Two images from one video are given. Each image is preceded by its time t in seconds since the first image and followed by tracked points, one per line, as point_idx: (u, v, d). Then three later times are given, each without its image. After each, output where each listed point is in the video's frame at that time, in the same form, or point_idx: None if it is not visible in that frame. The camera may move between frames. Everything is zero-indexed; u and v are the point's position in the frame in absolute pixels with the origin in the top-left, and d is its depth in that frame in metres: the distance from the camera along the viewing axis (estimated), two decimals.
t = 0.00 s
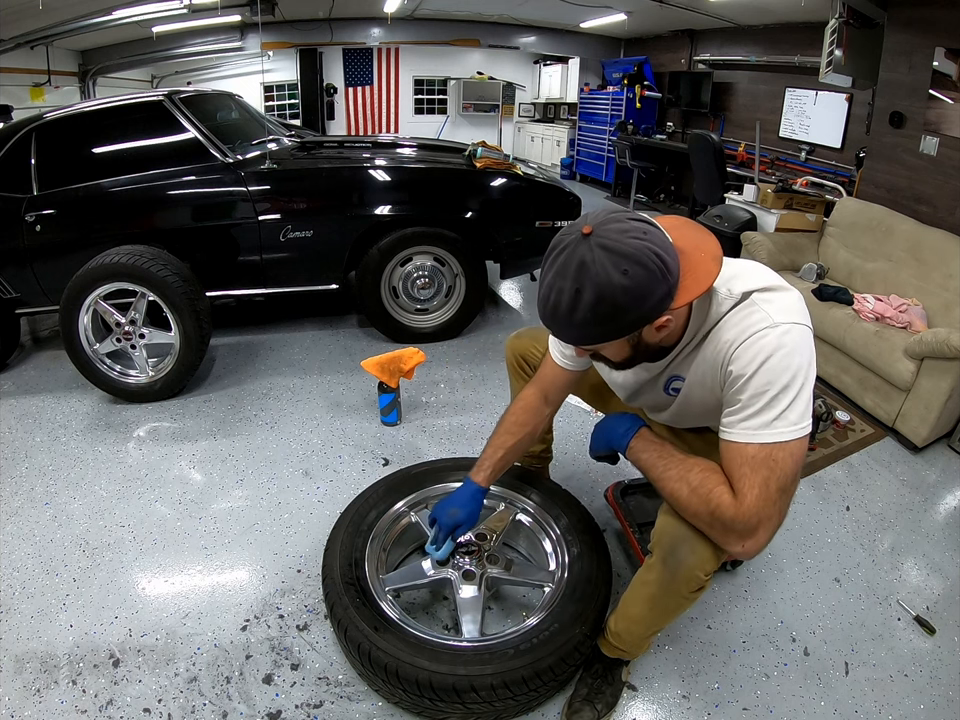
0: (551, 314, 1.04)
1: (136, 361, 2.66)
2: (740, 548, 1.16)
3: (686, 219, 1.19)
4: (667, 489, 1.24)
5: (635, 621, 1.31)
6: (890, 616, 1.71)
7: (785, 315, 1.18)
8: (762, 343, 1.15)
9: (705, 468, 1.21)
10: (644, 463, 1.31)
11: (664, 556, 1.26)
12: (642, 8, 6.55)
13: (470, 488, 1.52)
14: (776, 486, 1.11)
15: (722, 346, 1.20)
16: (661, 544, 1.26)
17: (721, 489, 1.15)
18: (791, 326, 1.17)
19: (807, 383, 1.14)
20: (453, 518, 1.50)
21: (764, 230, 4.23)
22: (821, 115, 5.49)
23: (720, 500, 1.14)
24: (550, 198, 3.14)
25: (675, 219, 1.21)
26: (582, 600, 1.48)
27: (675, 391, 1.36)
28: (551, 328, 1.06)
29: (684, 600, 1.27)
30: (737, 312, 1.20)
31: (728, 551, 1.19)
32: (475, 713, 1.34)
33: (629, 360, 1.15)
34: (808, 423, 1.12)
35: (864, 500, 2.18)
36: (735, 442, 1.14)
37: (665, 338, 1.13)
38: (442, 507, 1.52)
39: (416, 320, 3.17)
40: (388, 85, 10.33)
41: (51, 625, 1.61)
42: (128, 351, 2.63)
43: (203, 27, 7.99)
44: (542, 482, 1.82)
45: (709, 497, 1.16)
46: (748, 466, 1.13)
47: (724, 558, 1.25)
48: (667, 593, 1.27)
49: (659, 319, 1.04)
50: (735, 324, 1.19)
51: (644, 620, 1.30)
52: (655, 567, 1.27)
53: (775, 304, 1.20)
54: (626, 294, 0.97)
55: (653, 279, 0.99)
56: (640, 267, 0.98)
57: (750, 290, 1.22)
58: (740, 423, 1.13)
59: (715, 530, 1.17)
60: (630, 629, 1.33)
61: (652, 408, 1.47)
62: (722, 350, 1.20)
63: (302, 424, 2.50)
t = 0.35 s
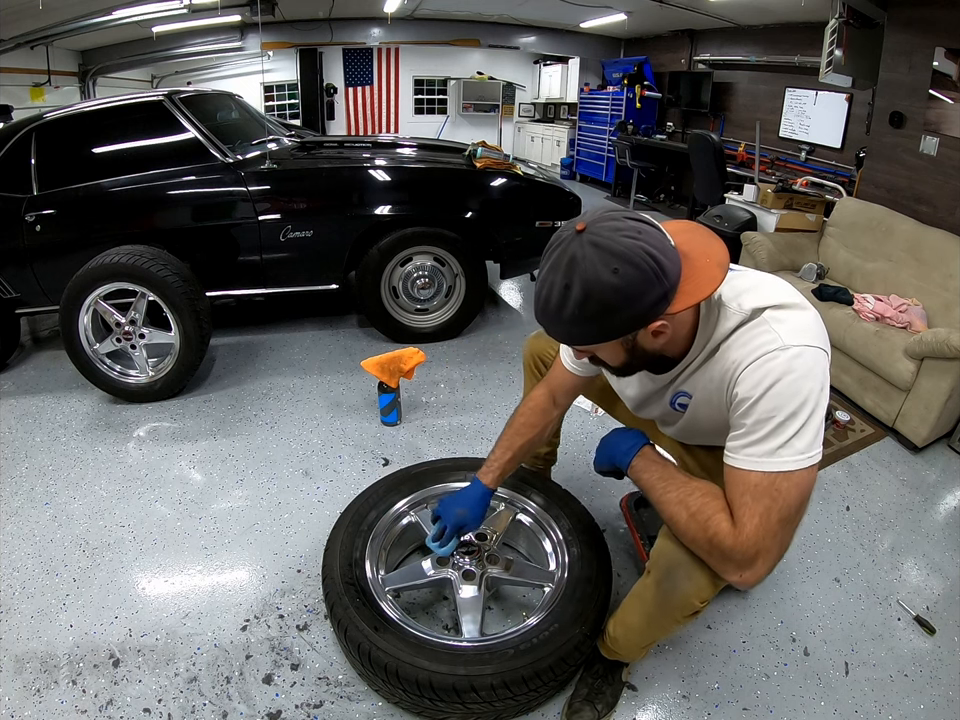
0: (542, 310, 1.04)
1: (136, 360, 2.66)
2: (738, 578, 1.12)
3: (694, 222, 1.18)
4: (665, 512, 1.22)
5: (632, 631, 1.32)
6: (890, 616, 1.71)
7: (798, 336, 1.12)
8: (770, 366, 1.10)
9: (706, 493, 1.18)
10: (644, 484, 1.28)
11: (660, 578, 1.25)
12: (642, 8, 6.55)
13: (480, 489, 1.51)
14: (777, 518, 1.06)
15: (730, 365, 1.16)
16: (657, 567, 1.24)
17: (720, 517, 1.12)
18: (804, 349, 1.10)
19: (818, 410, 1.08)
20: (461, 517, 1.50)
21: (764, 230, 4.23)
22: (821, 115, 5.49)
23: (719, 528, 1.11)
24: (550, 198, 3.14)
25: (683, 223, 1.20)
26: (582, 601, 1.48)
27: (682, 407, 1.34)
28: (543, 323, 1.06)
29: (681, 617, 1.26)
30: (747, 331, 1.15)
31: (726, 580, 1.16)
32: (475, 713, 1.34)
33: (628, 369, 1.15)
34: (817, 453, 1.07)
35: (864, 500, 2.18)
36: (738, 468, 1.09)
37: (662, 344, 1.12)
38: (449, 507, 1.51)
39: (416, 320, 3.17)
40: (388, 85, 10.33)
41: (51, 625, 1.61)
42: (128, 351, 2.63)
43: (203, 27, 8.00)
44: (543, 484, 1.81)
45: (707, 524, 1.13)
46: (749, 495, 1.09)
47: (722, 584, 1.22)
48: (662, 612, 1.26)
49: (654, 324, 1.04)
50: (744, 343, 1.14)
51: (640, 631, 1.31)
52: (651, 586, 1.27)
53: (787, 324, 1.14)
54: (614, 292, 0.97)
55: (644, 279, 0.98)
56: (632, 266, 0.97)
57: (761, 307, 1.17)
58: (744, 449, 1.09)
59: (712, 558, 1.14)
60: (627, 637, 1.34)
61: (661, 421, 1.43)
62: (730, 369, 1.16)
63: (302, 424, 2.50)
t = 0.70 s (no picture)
0: (525, 303, 1.05)
1: (136, 360, 2.66)
2: (716, 604, 1.11)
3: (696, 229, 1.16)
4: (646, 530, 1.22)
5: (622, 641, 1.34)
6: (890, 616, 1.71)
7: (792, 355, 1.09)
8: (759, 385, 1.07)
9: (688, 515, 1.17)
10: (628, 500, 1.28)
11: (638, 596, 1.27)
12: (642, 9, 6.55)
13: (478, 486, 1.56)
14: (756, 547, 1.04)
15: (721, 382, 1.14)
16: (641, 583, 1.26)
17: (699, 541, 1.11)
18: (797, 370, 1.07)
19: (809, 436, 1.04)
20: (457, 509, 1.54)
21: (764, 230, 4.23)
22: (821, 115, 5.49)
23: (696, 553, 1.10)
24: (550, 198, 3.14)
25: (686, 228, 1.18)
26: (582, 601, 1.47)
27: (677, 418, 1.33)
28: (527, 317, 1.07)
29: (666, 633, 1.27)
30: (741, 346, 1.13)
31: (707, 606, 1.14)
32: (475, 713, 1.34)
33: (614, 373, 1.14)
34: (806, 482, 1.03)
35: (864, 499, 2.18)
36: (721, 491, 1.07)
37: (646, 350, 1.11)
38: (450, 496, 1.57)
39: (416, 320, 3.17)
40: (388, 85, 10.33)
41: (51, 625, 1.60)
42: (128, 351, 2.63)
43: (203, 28, 8.00)
44: (543, 484, 1.81)
45: (686, 547, 1.12)
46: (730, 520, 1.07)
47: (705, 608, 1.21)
48: (642, 628, 1.28)
49: (636, 327, 1.03)
50: (736, 359, 1.13)
51: (629, 643, 1.33)
52: (631, 602, 1.29)
53: (783, 342, 1.11)
54: (590, 289, 0.97)
55: (623, 279, 0.97)
56: (610, 265, 0.97)
57: (757, 322, 1.14)
58: (728, 471, 1.07)
59: (691, 581, 1.13)
60: (616, 647, 1.37)
61: (663, 432, 1.43)
62: (721, 386, 1.14)
63: (302, 424, 2.50)
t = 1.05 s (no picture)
0: (525, 303, 1.05)
1: (136, 360, 2.66)
2: (712, 613, 1.11)
3: (700, 233, 1.15)
4: (643, 537, 1.21)
5: (619, 645, 1.35)
6: (890, 616, 1.71)
7: (795, 363, 1.08)
8: (760, 394, 1.07)
9: (686, 522, 1.17)
10: (627, 505, 1.27)
11: (634, 599, 1.27)
12: (642, 9, 6.55)
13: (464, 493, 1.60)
14: (754, 558, 1.04)
15: (723, 389, 1.14)
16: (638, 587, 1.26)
17: (696, 548, 1.11)
18: (800, 379, 1.06)
19: (810, 446, 1.03)
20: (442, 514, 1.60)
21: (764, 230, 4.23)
22: (821, 115, 5.49)
23: (692, 560, 1.10)
24: (550, 198, 3.14)
25: (691, 232, 1.17)
26: (581, 601, 1.48)
27: (678, 423, 1.33)
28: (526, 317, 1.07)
29: (661, 638, 1.27)
30: (743, 354, 1.13)
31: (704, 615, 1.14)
32: (475, 712, 1.34)
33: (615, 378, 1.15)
34: (807, 494, 1.03)
35: (864, 499, 2.18)
36: (720, 500, 1.07)
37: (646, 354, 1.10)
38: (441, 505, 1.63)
39: (416, 320, 3.17)
40: (388, 85, 10.33)
41: (51, 625, 1.60)
42: (128, 351, 2.63)
43: (203, 27, 8.00)
44: (543, 484, 1.81)
45: (682, 554, 1.12)
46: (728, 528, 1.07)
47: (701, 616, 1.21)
48: (637, 630, 1.28)
49: (635, 332, 1.03)
50: (738, 367, 1.12)
51: (625, 647, 1.33)
52: (627, 605, 1.29)
53: (786, 349, 1.10)
54: (589, 292, 0.97)
55: (622, 282, 0.97)
56: (609, 268, 0.97)
57: (761, 328, 1.14)
58: (728, 480, 1.07)
59: (687, 589, 1.13)
60: (612, 650, 1.37)
61: (665, 437, 1.42)
62: (723, 393, 1.14)
63: (302, 424, 2.50)
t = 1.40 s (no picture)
0: (521, 297, 1.06)
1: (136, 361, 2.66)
2: (718, 612, 1.11)
3: (699, 232, 1.14)
4: (647, 537, 1.21)
5: (623, 647, 1.35)
6: (890, 616, 1.71)
7: (795, 360, 1.08)
8: (760, 391, 1.07)
9: (690, 521, 1.17)
10: (630, 506, 1.27)
11: (639, 600, 1.27)
12: (642, 9, 6.55)
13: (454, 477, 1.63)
14: (759, 555, 1.04)
15: (723, 387, 1.14)
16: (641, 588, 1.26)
17: (701, 547, 1.11)
18: (800, 375, 1.06)
19: (812, 442, 1.03)
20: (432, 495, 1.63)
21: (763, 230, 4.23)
22: (821, 115, 5.49)
23: (698, 559, 1.10)
24: (550, 198, 3.14)
25: (689, 230, 1.16)
26: (582, 601, 1.47)
27: (679, 424, 1.32)
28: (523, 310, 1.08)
29: (666, 639, 1.27)
30: (743, 352, 1.13)
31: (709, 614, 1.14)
32: (475, 713, 1.34)
33: (612, 374, 1.15)
34: (808, 490, 1.03)
35: (864, 499, 2.18)
36: (724, 499, 1.07)
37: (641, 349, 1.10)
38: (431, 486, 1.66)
39: (416, 320, 3.17)
40: (388, 85, 10.33)
41: (51, 625, 1.60)
42: (128, 351, 2.63)
43: (203, 27, 8.00)
44: (543, 485, 1.81)
45: (687, 553, 1.12)
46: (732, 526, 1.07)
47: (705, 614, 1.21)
48: (642, 631, 1.28)
49: (628, 326, 1.02)
50: (737, 366, 1.12)
51: (629, 648, 1.33)
52: (632, 606, 1.29)
53: (785, 346, 1.10)
54: (582, 284, 0.97)
55: (615, 276, 0.97)
56: (603, 261, 0.97)
57: (759, 326, 1.14)
58: (730, 478, 1.07)
59: (693, 588, 1.12)
60: (616, 652, 1.37)
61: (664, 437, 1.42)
62: (723, 391, 1.14)
63: (302, 424, 2.50)
